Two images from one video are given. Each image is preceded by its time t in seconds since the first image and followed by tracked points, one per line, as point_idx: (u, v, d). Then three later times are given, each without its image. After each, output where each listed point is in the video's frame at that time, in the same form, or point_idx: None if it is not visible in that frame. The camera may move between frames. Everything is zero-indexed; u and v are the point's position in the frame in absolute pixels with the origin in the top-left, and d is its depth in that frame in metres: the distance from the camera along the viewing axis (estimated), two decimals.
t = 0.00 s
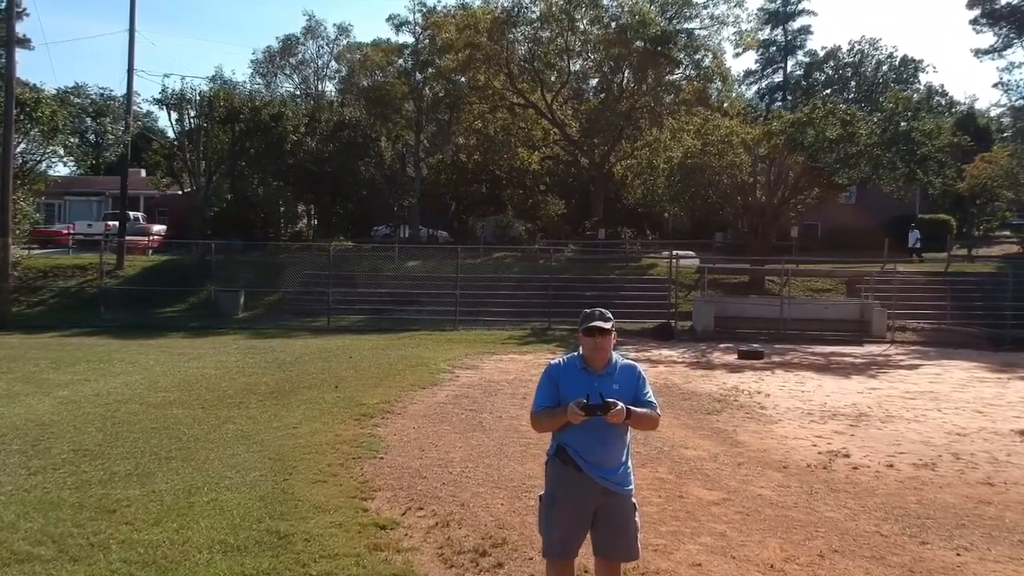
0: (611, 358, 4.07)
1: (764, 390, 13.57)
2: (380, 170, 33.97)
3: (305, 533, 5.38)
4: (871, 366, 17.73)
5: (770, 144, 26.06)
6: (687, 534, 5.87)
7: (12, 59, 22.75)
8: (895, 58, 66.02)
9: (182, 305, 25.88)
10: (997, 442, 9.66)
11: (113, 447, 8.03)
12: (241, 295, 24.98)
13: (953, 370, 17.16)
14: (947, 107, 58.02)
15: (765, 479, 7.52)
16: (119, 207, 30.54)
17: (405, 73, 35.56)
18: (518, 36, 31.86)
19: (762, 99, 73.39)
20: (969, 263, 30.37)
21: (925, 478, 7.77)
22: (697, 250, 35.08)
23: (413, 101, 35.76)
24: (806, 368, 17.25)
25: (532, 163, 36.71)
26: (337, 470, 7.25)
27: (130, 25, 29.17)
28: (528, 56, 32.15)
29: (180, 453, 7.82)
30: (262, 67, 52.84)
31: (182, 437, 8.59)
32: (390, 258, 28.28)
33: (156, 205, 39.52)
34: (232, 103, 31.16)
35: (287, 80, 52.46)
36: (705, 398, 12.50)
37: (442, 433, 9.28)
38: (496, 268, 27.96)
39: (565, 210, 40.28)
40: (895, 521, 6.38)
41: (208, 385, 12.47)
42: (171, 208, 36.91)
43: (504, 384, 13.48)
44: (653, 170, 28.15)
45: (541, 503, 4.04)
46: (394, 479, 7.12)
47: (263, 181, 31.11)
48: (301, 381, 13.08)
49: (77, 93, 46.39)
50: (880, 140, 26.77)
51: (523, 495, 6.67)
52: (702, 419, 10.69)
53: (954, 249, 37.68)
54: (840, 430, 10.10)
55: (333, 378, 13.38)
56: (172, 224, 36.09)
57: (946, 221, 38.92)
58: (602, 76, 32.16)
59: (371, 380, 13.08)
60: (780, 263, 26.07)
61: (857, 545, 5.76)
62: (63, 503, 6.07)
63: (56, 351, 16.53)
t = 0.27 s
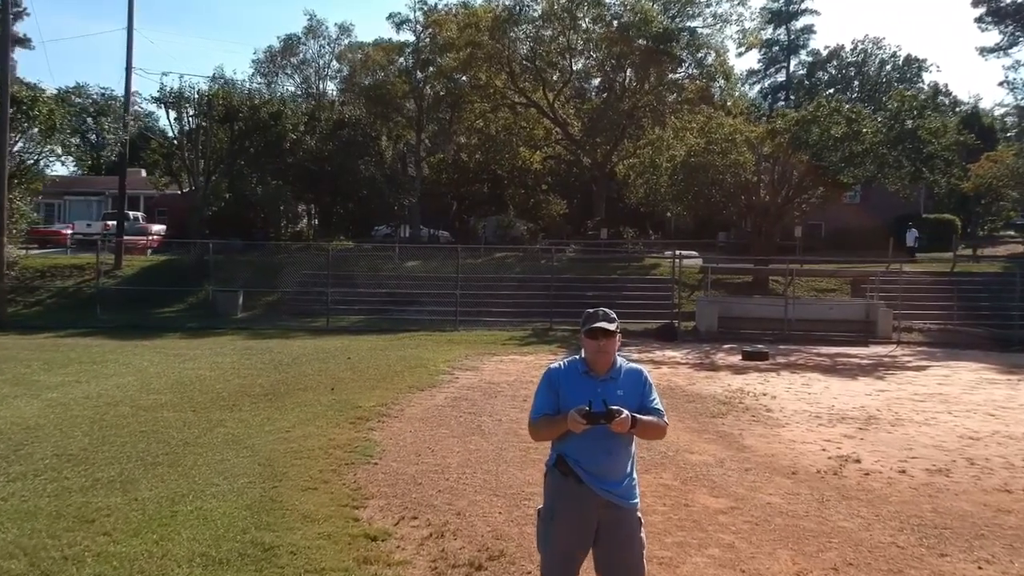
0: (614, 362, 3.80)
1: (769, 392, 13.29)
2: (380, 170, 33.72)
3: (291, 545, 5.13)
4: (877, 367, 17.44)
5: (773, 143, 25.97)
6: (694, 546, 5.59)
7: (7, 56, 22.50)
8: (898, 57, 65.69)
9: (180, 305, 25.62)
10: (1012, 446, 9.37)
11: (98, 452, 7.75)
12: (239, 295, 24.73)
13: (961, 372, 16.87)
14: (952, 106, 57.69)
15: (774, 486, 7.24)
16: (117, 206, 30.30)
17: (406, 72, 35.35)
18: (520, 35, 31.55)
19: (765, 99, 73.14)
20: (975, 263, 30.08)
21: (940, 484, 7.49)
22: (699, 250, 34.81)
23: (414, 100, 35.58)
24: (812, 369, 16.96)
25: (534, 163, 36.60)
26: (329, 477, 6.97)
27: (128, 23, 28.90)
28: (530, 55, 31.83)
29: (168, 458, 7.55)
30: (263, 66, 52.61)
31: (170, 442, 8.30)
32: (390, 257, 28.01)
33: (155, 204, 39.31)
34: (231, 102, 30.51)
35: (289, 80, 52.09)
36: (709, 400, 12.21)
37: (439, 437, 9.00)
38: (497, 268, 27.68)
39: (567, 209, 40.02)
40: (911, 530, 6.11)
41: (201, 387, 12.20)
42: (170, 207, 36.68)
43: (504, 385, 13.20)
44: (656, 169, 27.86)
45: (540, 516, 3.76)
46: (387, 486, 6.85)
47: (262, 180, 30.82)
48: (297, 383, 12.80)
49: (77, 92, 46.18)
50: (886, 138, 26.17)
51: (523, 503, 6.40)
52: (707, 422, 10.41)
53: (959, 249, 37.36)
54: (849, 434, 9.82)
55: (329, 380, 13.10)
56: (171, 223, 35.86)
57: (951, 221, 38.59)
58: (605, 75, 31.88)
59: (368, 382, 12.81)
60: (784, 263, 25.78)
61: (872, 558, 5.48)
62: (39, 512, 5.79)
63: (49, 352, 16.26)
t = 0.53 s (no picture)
0: (620, 366, 3.49)
1: (776, 394, 12.98)
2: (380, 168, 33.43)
3: (273, 562, 4.84)
4: (884, 369, 17.13)
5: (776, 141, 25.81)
6: (702, 559, 5.29)
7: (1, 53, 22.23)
8: (902, 56, 65.38)
9: (177, 305, 25.34)
10: None
11: (81, 458, 7.45)
12: (237, 296, 24.46)
13: (970, 373, 16.55)
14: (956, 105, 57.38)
15: (784, 495, 6.94)
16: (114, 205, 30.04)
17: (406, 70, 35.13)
18: (521, 33, 31.26)
19: (768, 99, 72.91)
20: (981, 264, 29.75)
21: (957, 492, 7.18)
22: (702, 250, 34.51)
23: (415, 99, 35.42)
24: (818, 370, 16.65)
25: (535, 162, 36.45)
26: (318, 485, 6.67)
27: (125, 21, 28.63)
28: (531, 54, 31.52)
29: (152, 464, 7.24)
30: (264, 66, 52.34)
31: (157, 446, 8.00)
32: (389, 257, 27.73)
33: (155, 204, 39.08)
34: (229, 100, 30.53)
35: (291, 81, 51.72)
36: (714, 403, 11.92)
37: (436, 442, 8.68)
38: (498, 268, 27.39)
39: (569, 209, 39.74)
40: (930, 542, 5.80)
41: (194, 389, 11.89)
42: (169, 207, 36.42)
43: (503, 387, 12.91)
44: (659, 168, 27.56)
45: (537, 534, 3.45)
46: (380, 495, 6.54)
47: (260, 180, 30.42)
48: (292, 385, 12.50)
49: (77, 92, 45.94)
50: (891, 136, 25.87)
51: (521, 513, 6.11)
52: (713, 426, 10.09)
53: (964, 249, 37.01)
54: (860, 439, 9.51)
55: (325, 381, 12.79)
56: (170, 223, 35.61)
57: (956, 220, 38.24)
58: (607, 74, 31.58)
59: (365, 384, 12.51)
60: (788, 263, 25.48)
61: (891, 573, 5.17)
62: (10, 524, 5.49)
63: (42, 353, 15.98)
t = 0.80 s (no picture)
0: (625, 372, 3.18)
1: (782, 396, 12.65)
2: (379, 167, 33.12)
3: None
4: (891, 370, 16.79)
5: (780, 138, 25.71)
6: None
7: None
8: (905, 55, 65.05)
9: (173, 305, 25.04)
10: None
11: (60, 464, 7.14)
12: (235, 295, 24.17)
13: (979, 374, 16.22)
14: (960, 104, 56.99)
15: (794, 504, 6.62)
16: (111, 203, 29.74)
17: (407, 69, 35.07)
18: (522, 31, 30.96)
19: (770, 98, 72.65)
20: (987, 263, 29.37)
21: (975, 501, 6.86)
22: (704, 250, 34.16)
23: (416, 97, 35.24)
24: (824, 372, 16.31)
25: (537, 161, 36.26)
26: (306, 493, 6.37)
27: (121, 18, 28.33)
28: (533, 52, 31.22)
29: (134, 471, 6.93)
30: (265, 65, 52.08)
31: (140, 452, 7.69)
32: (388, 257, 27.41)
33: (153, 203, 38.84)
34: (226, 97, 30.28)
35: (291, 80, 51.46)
36: (718, 405, 11.59)
37: (431, 447, 8.37)
38: (498, 268, 27.07)
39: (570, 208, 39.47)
40: (950, 556, 5.48)
41: (184, 392, 11.58)
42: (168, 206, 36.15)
43: (501, 389, 12.58)
44: (661, 166, 27.25)
45: (532, 555, 3.15)
46: (370, 504, 6.23)
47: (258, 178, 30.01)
48: (286, 386, 12.18)
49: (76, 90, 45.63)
50: (897, 133, 25.53)
51: (518, 523, 5.81)
52: (718, 430, 9.77)
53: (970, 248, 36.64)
54: (870, 443, 9.19)
55: (319, 383, 12.48)
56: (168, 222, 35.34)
57: (960, 220, 37.83)
58: (609, 72, 31.29)
59: (360, 386, 12.18)
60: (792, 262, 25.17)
61: None
62: None
63: (32, 353, 15.69)
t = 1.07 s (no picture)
0: (628, 381, 2.86)
1: (787, 398, 12.33)
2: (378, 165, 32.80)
3: None
4: (898, 371, 16.47)
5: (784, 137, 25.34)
6: None
7: None
8: (908, 53, 64.72)
9: (170, 305, 24.75)
10: None
11: (36, 471, 6.84)
12: (232, 295, 23.89)
13: (988, 376, 15.90)
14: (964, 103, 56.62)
15: (804, 513, 6.32)
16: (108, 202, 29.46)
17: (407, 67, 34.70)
18: (524, 29, 30.68)
19: (773, 97, 72.35)
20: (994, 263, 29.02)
21: (993, 511, 6.55)
22: (707, 250, 33.85)
23: (415, 95, 34.68)
24: (830, 373, 15.99)
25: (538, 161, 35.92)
26: (291, 503, 6.06)
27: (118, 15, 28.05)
28: (534, 50, 30.95)
29: (113, 479, 6.63)
30: (265, 65, 51.81)
31: (121, 458, 7.38)
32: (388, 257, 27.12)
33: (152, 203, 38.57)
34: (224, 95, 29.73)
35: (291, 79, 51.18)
36: (722, 408, 11.27)
37: (425, 453, 8.06)
38: (499, 267, 26.77)
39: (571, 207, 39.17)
40: (972, 572, 5.18)
41: (173, 395, 11.26)
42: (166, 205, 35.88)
43: (500, 391, 12.27)
44: (664, 164, 26.93)
45: None
46: (357, 514, 5.93)
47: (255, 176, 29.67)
48: (279, 389, 11.87)
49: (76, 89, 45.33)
50: (902, 130, 24.84)
51: (514, 535, 5.51)
52: (723, 434, 9.45)
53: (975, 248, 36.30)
54: (881, 449, 8.87)
55: (313, 385, 12.16)
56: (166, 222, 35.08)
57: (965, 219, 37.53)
58: (610, 69, 30.99)
59: (355, 388, 11.87)
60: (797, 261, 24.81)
61: None
62: None
63: (22, 355, 15.39)
